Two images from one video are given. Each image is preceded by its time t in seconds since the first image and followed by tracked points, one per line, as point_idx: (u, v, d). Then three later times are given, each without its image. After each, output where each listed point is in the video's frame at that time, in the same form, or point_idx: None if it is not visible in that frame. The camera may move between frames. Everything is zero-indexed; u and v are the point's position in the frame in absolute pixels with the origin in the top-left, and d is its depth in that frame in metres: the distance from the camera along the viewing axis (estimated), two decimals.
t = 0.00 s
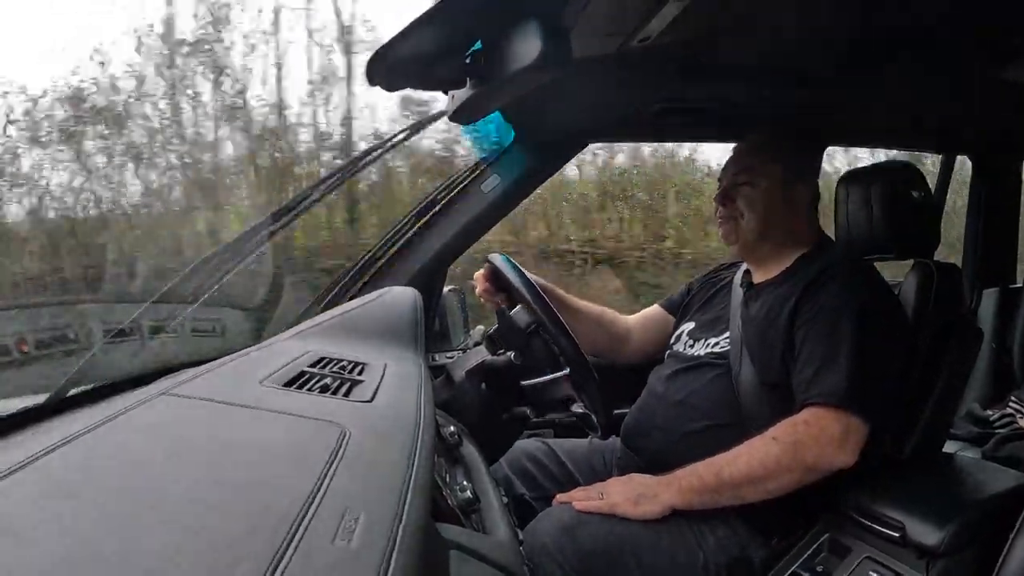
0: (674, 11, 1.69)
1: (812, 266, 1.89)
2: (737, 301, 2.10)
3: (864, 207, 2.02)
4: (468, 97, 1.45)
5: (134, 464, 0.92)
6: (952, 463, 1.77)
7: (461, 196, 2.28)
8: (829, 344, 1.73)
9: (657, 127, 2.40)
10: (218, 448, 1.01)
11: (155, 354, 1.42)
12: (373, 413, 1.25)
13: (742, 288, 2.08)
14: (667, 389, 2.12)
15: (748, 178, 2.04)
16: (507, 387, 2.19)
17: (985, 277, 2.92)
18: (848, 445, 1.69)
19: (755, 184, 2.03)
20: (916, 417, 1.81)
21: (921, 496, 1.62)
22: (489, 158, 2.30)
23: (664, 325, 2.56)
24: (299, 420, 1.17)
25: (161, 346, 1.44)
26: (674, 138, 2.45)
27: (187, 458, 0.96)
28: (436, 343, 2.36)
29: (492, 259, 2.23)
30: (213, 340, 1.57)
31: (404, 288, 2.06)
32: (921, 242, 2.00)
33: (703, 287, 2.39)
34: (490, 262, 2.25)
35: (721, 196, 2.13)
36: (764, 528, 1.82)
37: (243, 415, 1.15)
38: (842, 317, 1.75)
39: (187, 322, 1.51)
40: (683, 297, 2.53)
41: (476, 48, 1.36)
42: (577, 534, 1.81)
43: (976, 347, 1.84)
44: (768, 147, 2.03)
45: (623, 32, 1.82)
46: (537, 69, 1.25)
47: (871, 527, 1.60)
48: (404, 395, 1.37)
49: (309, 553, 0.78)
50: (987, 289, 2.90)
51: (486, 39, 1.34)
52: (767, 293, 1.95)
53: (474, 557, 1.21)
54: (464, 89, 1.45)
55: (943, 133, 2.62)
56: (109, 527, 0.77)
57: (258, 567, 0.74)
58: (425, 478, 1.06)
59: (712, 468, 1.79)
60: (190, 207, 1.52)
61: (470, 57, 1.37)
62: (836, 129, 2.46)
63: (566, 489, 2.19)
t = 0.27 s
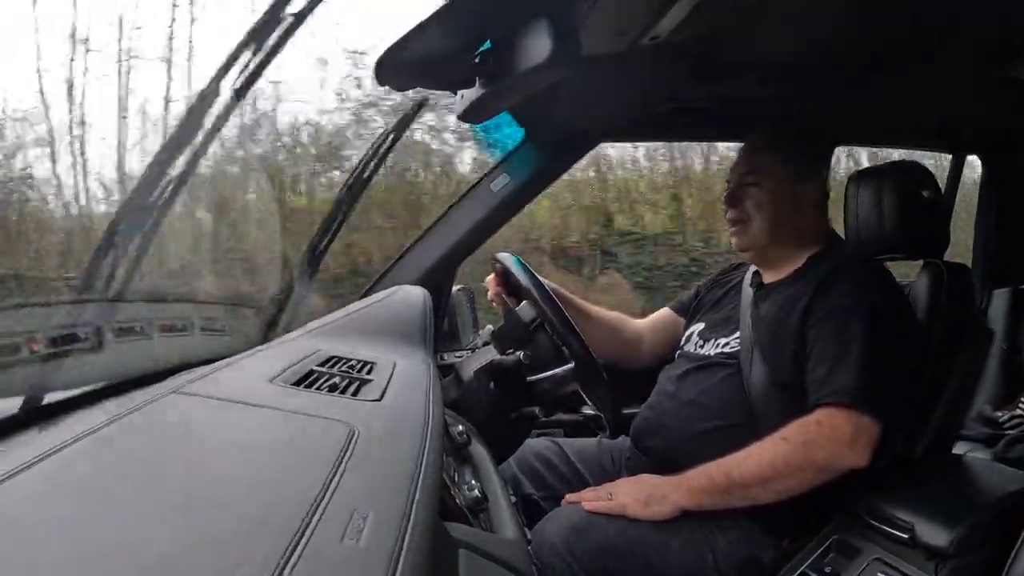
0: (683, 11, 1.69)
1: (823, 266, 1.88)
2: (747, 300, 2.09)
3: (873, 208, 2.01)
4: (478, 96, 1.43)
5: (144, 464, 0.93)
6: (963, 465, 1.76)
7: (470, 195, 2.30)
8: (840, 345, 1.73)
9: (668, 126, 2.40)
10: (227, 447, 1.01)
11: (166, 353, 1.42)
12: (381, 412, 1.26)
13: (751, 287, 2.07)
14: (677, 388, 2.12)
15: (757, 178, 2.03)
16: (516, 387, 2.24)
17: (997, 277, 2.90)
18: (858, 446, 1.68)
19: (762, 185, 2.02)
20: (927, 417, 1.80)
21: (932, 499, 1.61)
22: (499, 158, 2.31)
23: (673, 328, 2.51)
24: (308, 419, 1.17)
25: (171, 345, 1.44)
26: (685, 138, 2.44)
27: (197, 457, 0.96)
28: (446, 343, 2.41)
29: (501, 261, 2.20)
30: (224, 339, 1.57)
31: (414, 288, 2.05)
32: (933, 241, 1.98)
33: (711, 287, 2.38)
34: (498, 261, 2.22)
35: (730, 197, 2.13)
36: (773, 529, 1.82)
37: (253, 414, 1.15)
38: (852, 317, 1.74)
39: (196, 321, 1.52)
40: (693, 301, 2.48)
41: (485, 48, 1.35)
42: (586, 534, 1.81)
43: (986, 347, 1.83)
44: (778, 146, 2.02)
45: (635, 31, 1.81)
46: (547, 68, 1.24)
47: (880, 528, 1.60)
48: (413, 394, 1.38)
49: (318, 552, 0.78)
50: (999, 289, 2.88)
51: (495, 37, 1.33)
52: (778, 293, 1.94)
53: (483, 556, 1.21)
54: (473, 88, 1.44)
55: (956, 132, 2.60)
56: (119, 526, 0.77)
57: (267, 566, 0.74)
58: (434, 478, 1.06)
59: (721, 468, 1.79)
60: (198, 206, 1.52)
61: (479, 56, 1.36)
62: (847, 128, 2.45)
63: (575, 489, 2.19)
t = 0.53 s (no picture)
0: (692, 12, 1.65)
1: (838, 264, 1.87)
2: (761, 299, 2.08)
3: (884, 204, 1.99)
4: (488, 98, 1.44)
5: (159, 467, 0.93)
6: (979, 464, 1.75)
7: (483, 196, 2.28)
8: (855, 343, 1.72)
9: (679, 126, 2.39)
10: (241, 450, 1.02)
11: (179, 357, 1.43)
12: (394, 415, 1.26)
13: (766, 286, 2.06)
14: (692, 388, 2.11)
15: (774, 176, 2.03)
16: (528, 389, 2.22)
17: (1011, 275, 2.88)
18: (872, 445, 1.67)
19: (779, 185, 2.01)
20: (941, 415, 1.80)
21: (947, 499, 1.60)
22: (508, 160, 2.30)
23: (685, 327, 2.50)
24: (322, 422, 1.18)
25: (185, 348, 1.45)
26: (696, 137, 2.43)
27: (212, 460, 0.97)
28: (457, 345, 2.38)
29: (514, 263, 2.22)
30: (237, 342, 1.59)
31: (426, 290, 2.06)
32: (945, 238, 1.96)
33: (725, 287, 2.38)
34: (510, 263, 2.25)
35: (745, 194, 2.11)
36: (788, 529, 1.81)
37: (266, 417, 1.16)
38: (867, 316, 1.73)
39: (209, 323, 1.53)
40: (706, 300, 2.47)
41: (494, 50, 1.36)
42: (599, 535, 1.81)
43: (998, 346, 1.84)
44: (796, 145, 2.02)
45: (644, 31, 1.81)
46: (558, 68, 1.26)
47: (895, 528, 1.59)
48: (426, 397, 1.38)
49: (331, 554, 0.79)
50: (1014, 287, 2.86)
51: (503, 38, 1.34)
52: (793, 292, 1.93)
53: (497, 558, 1.21)
54: (483, 90, 1.45)
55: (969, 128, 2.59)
56: (134, 528, 0.78)
57: (280, 568, 0.75)
58: (447, 480, 1.06)
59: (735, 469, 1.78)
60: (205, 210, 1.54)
61: (488, 58, 1.37)
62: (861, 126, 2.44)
63: (588, 490, 2.19)
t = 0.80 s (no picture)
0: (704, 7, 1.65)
1: (851, 264, 1.86)
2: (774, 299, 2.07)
3: (896, 203, 1.98)
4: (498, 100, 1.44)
5: (172, 470, 0.94)
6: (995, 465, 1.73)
7: (494, 197, 2.27)
8: (868, 343, 1.71)
9: (691, 126, 2.38)
10: (254, 453, 1.02)
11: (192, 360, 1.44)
12: (406, 418, 1.26)
13: (779, 287, 2.05)
14: (705, 389, 2.10)
15: (787, 177, 2.02)
16: (540, 392, 2.24)
17: None
18: (887, 446, 1.66)
19: (791, 185, 2.01)
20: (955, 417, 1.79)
21: (963, 500, 1.58)
22: (519, 161, 2.28)
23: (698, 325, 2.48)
24: (334, 425, 1.18)
25: (197, 351, 1.46)
26: (709, 137, 2.42)
27: (225, 463, 0.98)
28: (469, 347, 2.39)
29: (523, 263, 2.20)
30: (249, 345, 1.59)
31: (438, 292, 2.06)
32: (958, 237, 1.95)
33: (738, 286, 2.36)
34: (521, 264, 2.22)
35: (759, 194, 2.10)
36: (802, 530, 1.80)
37: (278, 420, 1.16)
38: (881, 317, 1.72)
39: (221, 329, 1.54)
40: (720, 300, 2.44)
41: (505, 52, 1.36)
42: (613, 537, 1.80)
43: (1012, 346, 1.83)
44: (809, 145, 2.01)
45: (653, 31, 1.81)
46: (566, 71, 1.25)
47: (910, 529, 1.57)
48: (438, 399, 1.38)
49: (343, 556, 0.79)
50: None
51: (513, 40, 1.32)
52: (806, 291, 1.92)
53: (510, 561, 1.21)
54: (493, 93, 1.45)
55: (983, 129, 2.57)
56: (148, 531, 0.79)
57: (293, 570, 0.75)
58: (459, 482, 1.06)
59: (748, 470, 1.77)
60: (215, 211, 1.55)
61: (499, 60, 1.37)
62: (874, 124, 2.43)
63: (601, 491, 2.18)
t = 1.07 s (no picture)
0: (713, 6, 1.65)
1: (861, 263, 1.85)
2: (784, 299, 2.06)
3: (906, 202, 1.97)
4: (506, 100, 1.43)
5: (181, 469, 0.95)
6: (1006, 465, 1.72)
7: (502, 197, 2.28)
8: (878, 344, 1.70)
9: (700, 124, 2.38)
10: (263, 451, 1.02)
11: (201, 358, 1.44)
12: (415, 416, 1.26)
13: (788, 287, 2.04)
14: (714, 389, 2.10)
15: (796, 177, 2.01)
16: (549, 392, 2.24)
17: None
18: (897, 446, 1.65)
19: (800, 184, 2.00)
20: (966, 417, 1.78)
21: (974, 500, 1.57)
22: (528, 161, 2.29)
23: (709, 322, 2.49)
24: (343, 424, 1.19)
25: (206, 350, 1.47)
26: (718, 135, 2.42)
27: (234, 462, 0.98)
28: (478, 346, 2.39)
29: (533, 262, 2.18)
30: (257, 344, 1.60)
31: (446, 291, 2.06)
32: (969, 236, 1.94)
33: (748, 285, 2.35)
34: (529, 264, 2.20)
35: (767, 194, 2.09)
36: (811, 531, 1.80)
37: (286, 418, 1.17)
38: (891, 317, 1.71)
39: (230, 328, 1.54)
40: (729, 298, 2.44)
41: (513, 50, 1.35)
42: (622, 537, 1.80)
43: None
44: (817, 146, 2.00)
45: (661, 30, 1.81)
46: (573, 72, 1.24)
47: (919, 529, 1.57)
48: (447, 398, 1.38)
49: (352, 554, 0.79)
50: None
51: (521, 38, 1.32)
52: (816, 291, 1.91)
53: (518, 559, 1.21)
54: (502, 91, 1.44)
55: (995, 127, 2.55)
56: (157, 529, 0.79)
57: (301, 569, 0.76)
58: (468, 481, 1.07)
59: (758, 470, 1.76)
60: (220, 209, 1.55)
61: (508, 58, 1.36)
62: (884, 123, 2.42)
63: (610, 491, 2.18)
